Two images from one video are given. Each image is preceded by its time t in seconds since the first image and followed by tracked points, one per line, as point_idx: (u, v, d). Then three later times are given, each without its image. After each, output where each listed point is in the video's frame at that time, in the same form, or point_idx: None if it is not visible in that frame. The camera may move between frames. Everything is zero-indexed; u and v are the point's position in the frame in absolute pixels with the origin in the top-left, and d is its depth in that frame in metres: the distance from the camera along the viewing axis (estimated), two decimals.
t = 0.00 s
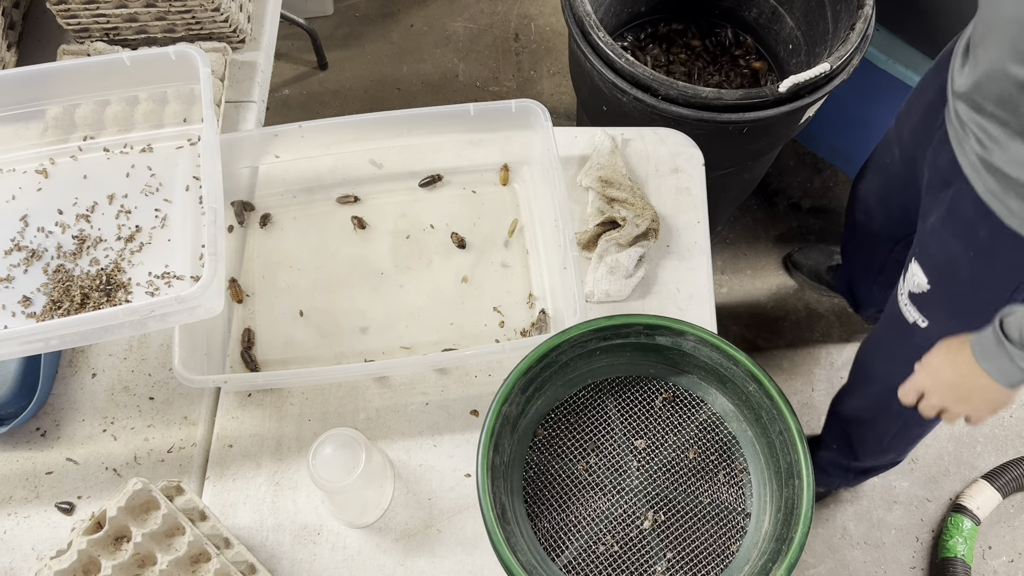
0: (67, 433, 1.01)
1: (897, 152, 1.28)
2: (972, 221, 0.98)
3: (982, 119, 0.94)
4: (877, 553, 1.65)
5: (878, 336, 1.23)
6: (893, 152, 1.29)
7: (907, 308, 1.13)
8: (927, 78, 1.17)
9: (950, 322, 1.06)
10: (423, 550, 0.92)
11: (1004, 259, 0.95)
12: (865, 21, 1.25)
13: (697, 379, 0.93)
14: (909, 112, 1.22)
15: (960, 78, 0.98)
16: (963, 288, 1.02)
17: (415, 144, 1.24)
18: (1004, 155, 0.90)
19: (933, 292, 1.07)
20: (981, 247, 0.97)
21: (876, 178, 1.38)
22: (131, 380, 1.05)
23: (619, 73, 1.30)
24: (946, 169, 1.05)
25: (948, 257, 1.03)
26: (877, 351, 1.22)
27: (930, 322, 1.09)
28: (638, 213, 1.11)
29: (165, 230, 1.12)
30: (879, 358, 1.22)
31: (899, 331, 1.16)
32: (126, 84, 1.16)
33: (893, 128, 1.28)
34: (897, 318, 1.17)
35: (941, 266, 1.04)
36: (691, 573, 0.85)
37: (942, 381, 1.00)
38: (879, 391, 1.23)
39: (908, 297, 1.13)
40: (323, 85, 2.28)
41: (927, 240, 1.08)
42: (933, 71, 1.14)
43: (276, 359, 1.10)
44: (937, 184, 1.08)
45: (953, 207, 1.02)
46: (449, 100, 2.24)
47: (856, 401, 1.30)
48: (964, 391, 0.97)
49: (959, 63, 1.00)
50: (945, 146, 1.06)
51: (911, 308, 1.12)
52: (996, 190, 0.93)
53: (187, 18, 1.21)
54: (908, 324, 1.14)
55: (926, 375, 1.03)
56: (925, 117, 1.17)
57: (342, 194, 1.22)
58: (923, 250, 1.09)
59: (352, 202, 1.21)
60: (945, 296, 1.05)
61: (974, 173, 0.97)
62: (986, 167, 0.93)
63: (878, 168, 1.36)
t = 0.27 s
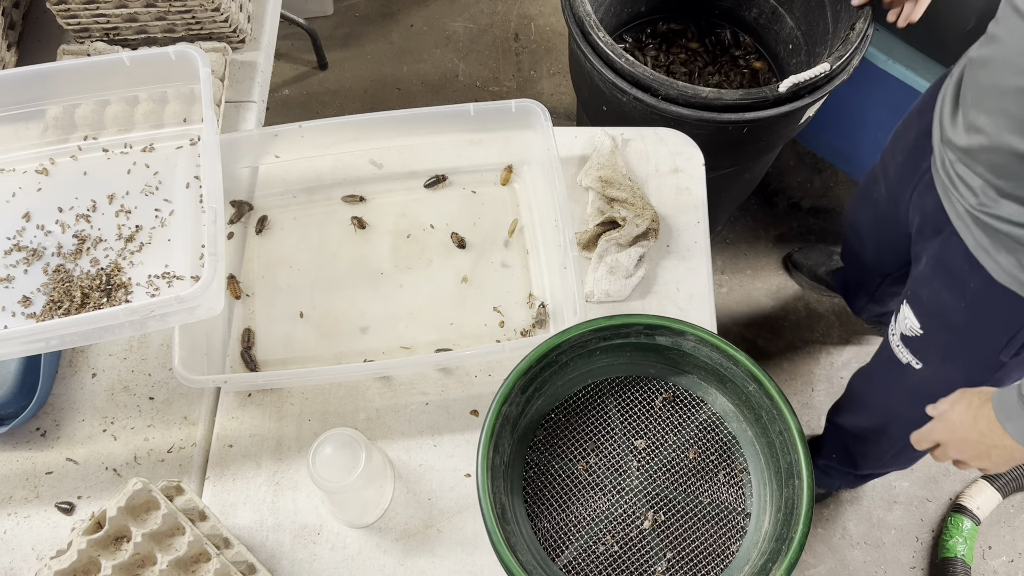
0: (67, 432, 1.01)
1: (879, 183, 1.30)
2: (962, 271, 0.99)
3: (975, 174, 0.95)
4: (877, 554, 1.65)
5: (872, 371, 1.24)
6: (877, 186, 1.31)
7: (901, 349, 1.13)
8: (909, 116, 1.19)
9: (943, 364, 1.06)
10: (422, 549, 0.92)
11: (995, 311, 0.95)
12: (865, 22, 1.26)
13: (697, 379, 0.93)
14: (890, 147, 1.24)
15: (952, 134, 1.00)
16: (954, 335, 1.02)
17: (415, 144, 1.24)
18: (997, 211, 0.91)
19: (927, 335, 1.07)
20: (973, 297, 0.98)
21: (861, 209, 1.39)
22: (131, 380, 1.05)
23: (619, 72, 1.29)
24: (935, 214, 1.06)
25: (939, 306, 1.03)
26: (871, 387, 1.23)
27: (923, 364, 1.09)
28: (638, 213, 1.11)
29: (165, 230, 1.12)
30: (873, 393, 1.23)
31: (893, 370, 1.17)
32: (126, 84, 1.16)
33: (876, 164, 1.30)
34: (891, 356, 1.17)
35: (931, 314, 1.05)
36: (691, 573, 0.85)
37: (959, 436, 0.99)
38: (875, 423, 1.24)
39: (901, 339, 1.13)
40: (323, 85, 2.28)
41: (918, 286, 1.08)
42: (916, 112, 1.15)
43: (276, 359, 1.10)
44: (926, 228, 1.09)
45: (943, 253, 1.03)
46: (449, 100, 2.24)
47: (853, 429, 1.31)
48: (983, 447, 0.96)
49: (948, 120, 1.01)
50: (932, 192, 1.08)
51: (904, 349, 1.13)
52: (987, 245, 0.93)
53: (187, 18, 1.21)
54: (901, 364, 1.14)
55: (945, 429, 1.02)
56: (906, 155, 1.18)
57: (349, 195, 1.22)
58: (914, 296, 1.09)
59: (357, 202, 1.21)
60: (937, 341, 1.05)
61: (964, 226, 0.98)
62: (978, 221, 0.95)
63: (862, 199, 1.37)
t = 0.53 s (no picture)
0: (67, 432, 1.01)
1: (873, 183, 1.28)
2: (965, 266, 0.98)
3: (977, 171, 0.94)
4: (877, 554, 1.65)
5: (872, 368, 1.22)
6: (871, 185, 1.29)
7: (902, 346, 1.12)
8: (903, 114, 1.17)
9: (945, 360, 1.05)
10: (423, 549, 0.92)
11: (999, 307, 0.94)
12: (865, 22, 1.25)
13: (697, 379, 0.93)
14: (884, 145, 1.22)
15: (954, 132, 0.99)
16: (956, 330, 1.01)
17: (415, 144, 1.24)
18: (1001, 205, 0.90)
19: (928, 333, 1.06)
20: (976, 293, 0.97)
21: (852, 211, 1.37)
22: (131, 380, 1.05)
23: (619, 73, 1.29)
24: (937, 211, 1.05)
25: (941, 302, 1.02)
26: (872, 385, 1.22)
27: (925, 360, 1.08)
28: (638, 213, 1.11)
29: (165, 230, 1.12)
30: (874, 390, 1.22)
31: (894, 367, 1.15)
32: (126, 84, 1.16)
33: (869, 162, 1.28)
34: (892, 353, 1.16)
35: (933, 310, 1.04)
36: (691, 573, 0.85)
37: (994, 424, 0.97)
38: (879, 419, 1.23)
39: (902, 335, 1.11)
40: (323, 85, 2.28)
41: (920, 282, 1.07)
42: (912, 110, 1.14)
43: (276, 359, 1.10)
44: (927, 226, 1.08)
45: (947, 251, 1.01)
46: (449, 100, 2.24)
47: (856, 426, 1.30)
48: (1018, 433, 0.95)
49: (950, 119, 1.01)
50: (936, 188, 1.06)
51: (906, 346, 1.11)
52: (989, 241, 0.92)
53: (187, 17, 1.21)
54: (903, 360, 1.13)
55: (981, 413, 1.00)
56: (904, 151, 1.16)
57: (352, 195, 1.22)
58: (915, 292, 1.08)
59: (360, 203, 1.21)
60: (939, 337, 1.04)
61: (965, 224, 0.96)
62: (981, 215, 0.93)
63: (854, 198, 1.36)
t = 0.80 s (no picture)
0: (67, 433, 1.01)
1: (871, 143, 1.24)
2: (959, 207, 0.94)
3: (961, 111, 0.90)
4: (877, 553, 1.65)
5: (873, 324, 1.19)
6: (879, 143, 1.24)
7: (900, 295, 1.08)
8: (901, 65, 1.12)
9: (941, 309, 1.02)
10: (423, 550, 0.92)
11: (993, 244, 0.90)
12: (876, 10, 1.25)
13: (697, 379, 0.93)
14: (880, 103, 1.19)
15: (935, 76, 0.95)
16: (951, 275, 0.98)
17: (415, 144, 1.24)
18: (990, 141, 0.85)
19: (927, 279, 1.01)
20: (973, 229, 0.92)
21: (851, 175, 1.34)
22: (131, 380, 1.05)
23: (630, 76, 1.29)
24: (928, 155, 0.99)
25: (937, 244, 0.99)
26: (871, 343, 1.18)
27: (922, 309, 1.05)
28: (638, 213, 1.11)
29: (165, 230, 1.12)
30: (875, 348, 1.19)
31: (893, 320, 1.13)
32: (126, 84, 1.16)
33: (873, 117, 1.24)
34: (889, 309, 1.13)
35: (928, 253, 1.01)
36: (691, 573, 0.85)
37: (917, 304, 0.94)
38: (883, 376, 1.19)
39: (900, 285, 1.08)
40: (323, 85, 2.28)
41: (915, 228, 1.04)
42: (908, 60, 1.09)
43: (276, 359, 1.09)
44: (918, 171, 1.03)
45: (940, 192, 0.97)
46: (449, 100, 2.24)
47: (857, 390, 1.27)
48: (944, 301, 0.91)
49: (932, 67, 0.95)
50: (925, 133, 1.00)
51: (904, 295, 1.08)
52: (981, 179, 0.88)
53: (187, 18, 1.21)
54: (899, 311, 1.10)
55: (901, 286, 0.97)
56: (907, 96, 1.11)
57: (355, 195, 1.22)
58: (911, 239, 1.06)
59: (364, 203, 1.22)
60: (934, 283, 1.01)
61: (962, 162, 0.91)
62: (968, 154, 0.89)
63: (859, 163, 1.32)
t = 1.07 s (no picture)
0: (67, 433, 1.01)
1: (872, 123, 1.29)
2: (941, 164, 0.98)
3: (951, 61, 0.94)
4: (877, 553, 1.65)
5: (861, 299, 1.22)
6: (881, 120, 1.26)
7: (886, 265, 1.12)
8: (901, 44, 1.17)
9: (928, 275, 1.05)
10: (423, 550, 0.92)
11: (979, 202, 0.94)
12: (878, 12, 1.25)
13: (697, 379, 0.93)
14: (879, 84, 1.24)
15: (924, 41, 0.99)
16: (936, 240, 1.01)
17: (415, 144, 1.24)
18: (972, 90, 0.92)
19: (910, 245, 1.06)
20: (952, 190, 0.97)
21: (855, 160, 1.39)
22: (131, 380, 1.05)
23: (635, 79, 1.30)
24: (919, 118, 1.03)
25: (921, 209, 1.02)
26: (860, 315, 1.22)
27: (909, 277, 1.08)
28: (638, 213, 1.11)
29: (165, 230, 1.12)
30: (865, 321, 1.21)
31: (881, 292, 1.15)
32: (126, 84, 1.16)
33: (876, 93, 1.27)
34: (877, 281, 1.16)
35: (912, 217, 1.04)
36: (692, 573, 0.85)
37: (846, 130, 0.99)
38: (874, 349, 1.22)
39: (885, 254, 1.12)
40: (323, 85, 2.28)
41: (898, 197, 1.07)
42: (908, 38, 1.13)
43: (276, 359, 1.09)
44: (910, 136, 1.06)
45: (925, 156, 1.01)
46: (449, 100, 2.24)
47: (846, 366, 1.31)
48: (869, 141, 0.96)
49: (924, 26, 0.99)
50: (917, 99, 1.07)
51: (889, 264, 1.12)
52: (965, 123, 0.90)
53: (187, 17, 1.21)
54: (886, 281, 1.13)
55: (843, 124, 1.00)
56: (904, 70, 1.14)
57: (359, 195, 1.22)
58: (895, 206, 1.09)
59: (369, 202, 1.22)
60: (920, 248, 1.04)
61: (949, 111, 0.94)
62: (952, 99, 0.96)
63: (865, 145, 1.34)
